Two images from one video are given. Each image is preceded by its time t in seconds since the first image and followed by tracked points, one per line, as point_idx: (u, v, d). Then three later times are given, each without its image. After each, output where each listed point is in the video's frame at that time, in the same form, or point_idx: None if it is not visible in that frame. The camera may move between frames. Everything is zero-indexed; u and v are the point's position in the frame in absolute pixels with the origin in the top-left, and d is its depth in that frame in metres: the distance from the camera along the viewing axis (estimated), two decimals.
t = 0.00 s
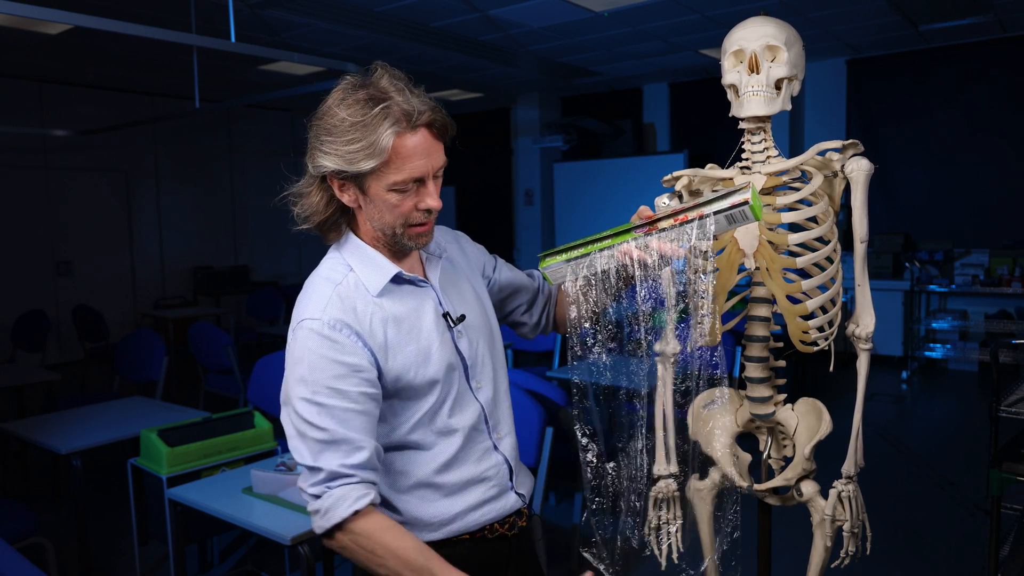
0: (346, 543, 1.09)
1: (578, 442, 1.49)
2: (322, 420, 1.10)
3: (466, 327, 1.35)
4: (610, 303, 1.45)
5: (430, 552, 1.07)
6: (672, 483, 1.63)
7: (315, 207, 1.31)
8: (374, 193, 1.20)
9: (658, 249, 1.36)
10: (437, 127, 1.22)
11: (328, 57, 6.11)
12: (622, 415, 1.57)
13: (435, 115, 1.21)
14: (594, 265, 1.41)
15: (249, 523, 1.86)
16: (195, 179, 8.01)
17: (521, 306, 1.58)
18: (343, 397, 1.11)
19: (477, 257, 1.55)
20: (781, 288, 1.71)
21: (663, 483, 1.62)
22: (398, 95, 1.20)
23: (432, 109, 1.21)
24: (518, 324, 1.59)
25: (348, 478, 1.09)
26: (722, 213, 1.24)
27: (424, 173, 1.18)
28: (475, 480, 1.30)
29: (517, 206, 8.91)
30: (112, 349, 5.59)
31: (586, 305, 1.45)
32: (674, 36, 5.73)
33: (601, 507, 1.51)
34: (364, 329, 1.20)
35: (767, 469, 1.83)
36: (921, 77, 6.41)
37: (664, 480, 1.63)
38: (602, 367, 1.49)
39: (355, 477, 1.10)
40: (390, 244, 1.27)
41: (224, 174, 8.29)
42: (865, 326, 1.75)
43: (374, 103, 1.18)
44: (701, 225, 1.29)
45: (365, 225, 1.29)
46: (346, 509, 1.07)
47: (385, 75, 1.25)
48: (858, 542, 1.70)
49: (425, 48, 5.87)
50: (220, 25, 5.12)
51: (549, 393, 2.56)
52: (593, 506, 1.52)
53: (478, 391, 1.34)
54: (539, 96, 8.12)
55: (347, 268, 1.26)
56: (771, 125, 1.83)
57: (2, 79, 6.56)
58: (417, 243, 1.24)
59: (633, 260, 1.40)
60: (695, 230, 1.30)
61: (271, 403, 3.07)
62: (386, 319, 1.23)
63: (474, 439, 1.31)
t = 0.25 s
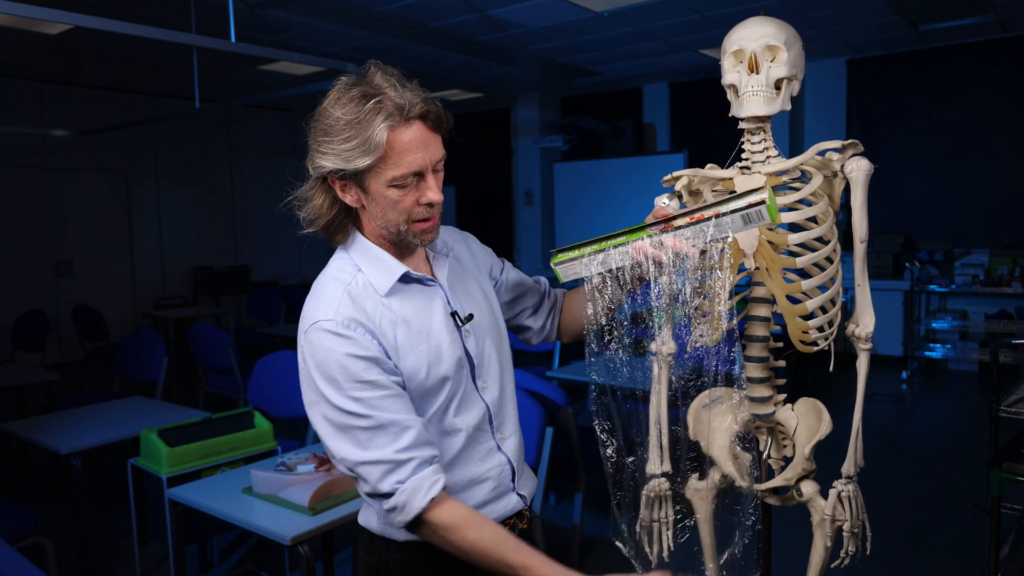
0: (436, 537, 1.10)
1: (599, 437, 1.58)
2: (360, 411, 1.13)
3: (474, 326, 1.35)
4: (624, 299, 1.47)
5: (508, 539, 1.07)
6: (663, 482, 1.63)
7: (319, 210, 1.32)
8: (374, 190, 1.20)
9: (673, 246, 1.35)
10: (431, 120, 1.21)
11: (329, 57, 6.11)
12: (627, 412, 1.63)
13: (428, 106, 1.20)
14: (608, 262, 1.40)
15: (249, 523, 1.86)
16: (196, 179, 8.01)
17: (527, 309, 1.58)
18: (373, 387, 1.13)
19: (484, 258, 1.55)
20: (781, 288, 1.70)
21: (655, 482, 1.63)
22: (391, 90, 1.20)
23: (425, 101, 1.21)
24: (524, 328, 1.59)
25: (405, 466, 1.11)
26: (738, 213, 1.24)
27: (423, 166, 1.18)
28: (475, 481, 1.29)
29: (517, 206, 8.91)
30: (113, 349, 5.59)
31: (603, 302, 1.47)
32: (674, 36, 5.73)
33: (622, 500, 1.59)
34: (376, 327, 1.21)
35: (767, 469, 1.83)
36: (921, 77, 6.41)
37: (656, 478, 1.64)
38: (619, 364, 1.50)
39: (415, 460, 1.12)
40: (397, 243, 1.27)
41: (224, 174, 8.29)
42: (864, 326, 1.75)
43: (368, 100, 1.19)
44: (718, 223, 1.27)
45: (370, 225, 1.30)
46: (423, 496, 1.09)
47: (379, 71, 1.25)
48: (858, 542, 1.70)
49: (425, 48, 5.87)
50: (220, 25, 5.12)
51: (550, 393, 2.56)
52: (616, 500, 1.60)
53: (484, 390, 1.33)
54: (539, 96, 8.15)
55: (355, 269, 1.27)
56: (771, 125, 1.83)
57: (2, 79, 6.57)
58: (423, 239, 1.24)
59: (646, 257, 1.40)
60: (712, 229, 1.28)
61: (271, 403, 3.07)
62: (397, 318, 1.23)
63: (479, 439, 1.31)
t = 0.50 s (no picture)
0: (441, 528, 1.10)
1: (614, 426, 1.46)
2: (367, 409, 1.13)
3: (481, 324, 1.34)
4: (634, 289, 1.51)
5: (518, 519, 1.07)
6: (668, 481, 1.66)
7: (325, 206, 1.31)
8: (382, 184, 1.20)
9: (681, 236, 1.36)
10: (438, 113, 1.22)
11: (329, 57, 6.11)
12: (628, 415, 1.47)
13: (435, 100, 1.21)
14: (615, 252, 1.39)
15: (249, 523, 1.86)
16: (196, 179, 8.01)
17: (528, 310, 1.62)
18: (379, 384, 1.14)
19: (487, 258, 1.60)
20: (781, 288, 1.69)
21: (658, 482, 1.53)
22: (398, 83, 1.20)
23: (432, 94, 1.22)
24: (526, 328, 1.63)
25: (412, 463, 1.12)
26: (745, 199, 1.29)
27: (431, 159, 1.18)
28: (480, 482, 1.29)
29: (517, 206, 8.91)
30: (112, 349, 5.59)
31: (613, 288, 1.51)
32: (674, 36, 5.73)
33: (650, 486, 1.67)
34: (383, 324, 1.21)
35: (767, 469, 1.83)
36: (921, 77, 6.41)
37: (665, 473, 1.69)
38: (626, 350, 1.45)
39: (419, 458, 1.12)
40: (403, 238, 1.27)
41: (224, 174, 8.29)
42: (864, 326, 1.75)
43: (376, 93, 1.19)
44: (724, 210, 1.32)
45: (376, 221, 1.29)
46: (426, 494, 1.09)
47: (383, 66, 1.25)
48: (858, 542, 1.70)
49: (425, 48, 5.87)
50: (220, 25, 5.12)
51: (550, 393, 2.55)
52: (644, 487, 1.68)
53: (492, 388, 1.32)
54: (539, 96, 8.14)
55: (362, 267, 1.27)
56: (771, 125, 1.83)
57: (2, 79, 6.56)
58: (430, 233, 1.24)
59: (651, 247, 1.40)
60: (720, 215, 1.33)
61: (271, 403, 3.07)
62: (404, 315, 1.24)
63: (486, 438, 1.30)
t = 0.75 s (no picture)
0: (412, 538, 1.07)
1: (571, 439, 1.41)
2: (354, 411, 1.12)
3: (483, 327, 1.34)
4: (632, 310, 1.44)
5: (489, 541, 1.01)
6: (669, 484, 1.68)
7: (331, 205, 1.33)
8: (385, 181, 1.20)
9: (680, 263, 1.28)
10: (440, 109, 1.22)
11: (328, 57, 6.11)
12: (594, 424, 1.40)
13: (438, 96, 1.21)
14: (617, 273, 1.37)
15: (249, 523, 1.86)
16: (196, 179, 8.02)
17: (529, 319, 1.57)
18: (370, 386, 1.13)
19: (492, 265, 1.55)
20: (781, 288, 1.69)
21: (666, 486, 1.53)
22: (401, 81, 1.21)
23: (434, 91, 1.22)
24: (526, 336, 1.58)
25: (393, 469, 1.09)
26: (747, 232, 1.19)
27: (432, 155, 1.18)
28: (482, 487, 1.28)
29: (517, 206, 8.91)
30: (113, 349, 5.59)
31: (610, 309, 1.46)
32: (674, 36, 5.73)
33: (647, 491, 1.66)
34: (382, 324, 1.21)
35: (767, 469, 1.83)
36: (921, 77, 6.41)
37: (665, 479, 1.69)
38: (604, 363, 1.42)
39: (400, 465, 1.09)
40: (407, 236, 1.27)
41: (224, 174, 8.29)
42: (864, 326, 1.75)
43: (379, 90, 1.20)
44: (725, 242, 1.23)
45: (380, 218, 1.30)
46: (400, 503, 1.06)
47: (389, 65, 1.26)
48: (858, 542, 1.70)
49: (425, 48, 5.87)
50: (220, 25, 5.12)
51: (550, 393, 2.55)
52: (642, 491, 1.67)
53: (493, 393, 1.32)
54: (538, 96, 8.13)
55: (364, 266, 1.28)
56: (771, 125, 1.83)
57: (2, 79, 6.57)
58: (434, 230, 1.23)
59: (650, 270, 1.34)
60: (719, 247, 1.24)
61: (270, 403, 3.07)
62: (403, 316, 1.24)
63: (487, 443, 1.30)
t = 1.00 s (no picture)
0: (392, 538, 1.07)
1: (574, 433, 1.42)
2: (345, 409, 1.12)
3: (483, 330, 1.33)
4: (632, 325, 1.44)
5: (467, 546, 1.01)
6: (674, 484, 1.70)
7: (334, 201, 1.34)
8: (385, 183, 1.20)
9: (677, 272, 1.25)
10: (445, 117, 1.21)
11: (328, 57, 6.11)
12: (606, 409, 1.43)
13: (444, 103, 1.20)
14: (617, 281, 1.35)
15: (249, 523, 1.86)
16: (196, 179, 8.02)
17: (538, 324, 1.56)
18: (362, 385, 1.13)
19: (499, 268, 1.53)
20: (781, 288, 1.69)
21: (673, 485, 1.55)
22: (408, 84, 1.20)
23: (441, 98, 1.21)
24: (533, 341, 1.57)
25: (380, 468, 1.09)
26: (743, 241, 1.17)
27: (434, 162, 1.18)
28: (478, 490, 1.28)
29: (517, 206, 8.91)
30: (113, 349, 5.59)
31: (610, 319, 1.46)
32: (674, 36, 5.73)
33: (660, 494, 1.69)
34: (379, 323, 1.21)
35: (767, 469, 1.84)
36: (921, 77, 6.41)
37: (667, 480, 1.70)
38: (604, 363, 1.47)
39: (387, 465, 1.09)
40: (407, 241, 1.27)
41: (224, 174, 8.29)
42: (865, 326, 1.75)
43: (385, 93, 1.19)
44: (721, 251, 1.20)
45: (382, 219, 1.30)
46: (384, 502, 1.07)
47: (399, 67, 1.25)
48: (858, 542, 1.70)
49: (425, 48, 5.87)
50: (220, 25, 5.12)
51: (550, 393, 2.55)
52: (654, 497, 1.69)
53: (492, 395, 1.32)
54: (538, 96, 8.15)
55: (366, 264, 1.28)
56: (771, 125, 1.82)
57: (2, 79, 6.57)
58: (433, 237, 1.23)
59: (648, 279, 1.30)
60: (714, 255, 1.22)
61: (270, 403, 3.07)
62: (401, 315, 1.24)
63: (484, 446, 1.30)
